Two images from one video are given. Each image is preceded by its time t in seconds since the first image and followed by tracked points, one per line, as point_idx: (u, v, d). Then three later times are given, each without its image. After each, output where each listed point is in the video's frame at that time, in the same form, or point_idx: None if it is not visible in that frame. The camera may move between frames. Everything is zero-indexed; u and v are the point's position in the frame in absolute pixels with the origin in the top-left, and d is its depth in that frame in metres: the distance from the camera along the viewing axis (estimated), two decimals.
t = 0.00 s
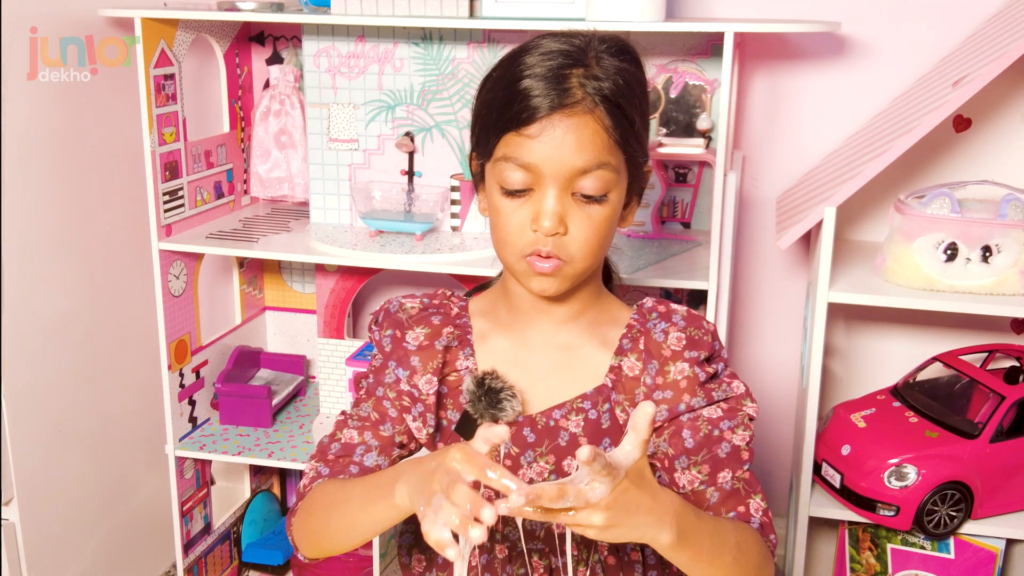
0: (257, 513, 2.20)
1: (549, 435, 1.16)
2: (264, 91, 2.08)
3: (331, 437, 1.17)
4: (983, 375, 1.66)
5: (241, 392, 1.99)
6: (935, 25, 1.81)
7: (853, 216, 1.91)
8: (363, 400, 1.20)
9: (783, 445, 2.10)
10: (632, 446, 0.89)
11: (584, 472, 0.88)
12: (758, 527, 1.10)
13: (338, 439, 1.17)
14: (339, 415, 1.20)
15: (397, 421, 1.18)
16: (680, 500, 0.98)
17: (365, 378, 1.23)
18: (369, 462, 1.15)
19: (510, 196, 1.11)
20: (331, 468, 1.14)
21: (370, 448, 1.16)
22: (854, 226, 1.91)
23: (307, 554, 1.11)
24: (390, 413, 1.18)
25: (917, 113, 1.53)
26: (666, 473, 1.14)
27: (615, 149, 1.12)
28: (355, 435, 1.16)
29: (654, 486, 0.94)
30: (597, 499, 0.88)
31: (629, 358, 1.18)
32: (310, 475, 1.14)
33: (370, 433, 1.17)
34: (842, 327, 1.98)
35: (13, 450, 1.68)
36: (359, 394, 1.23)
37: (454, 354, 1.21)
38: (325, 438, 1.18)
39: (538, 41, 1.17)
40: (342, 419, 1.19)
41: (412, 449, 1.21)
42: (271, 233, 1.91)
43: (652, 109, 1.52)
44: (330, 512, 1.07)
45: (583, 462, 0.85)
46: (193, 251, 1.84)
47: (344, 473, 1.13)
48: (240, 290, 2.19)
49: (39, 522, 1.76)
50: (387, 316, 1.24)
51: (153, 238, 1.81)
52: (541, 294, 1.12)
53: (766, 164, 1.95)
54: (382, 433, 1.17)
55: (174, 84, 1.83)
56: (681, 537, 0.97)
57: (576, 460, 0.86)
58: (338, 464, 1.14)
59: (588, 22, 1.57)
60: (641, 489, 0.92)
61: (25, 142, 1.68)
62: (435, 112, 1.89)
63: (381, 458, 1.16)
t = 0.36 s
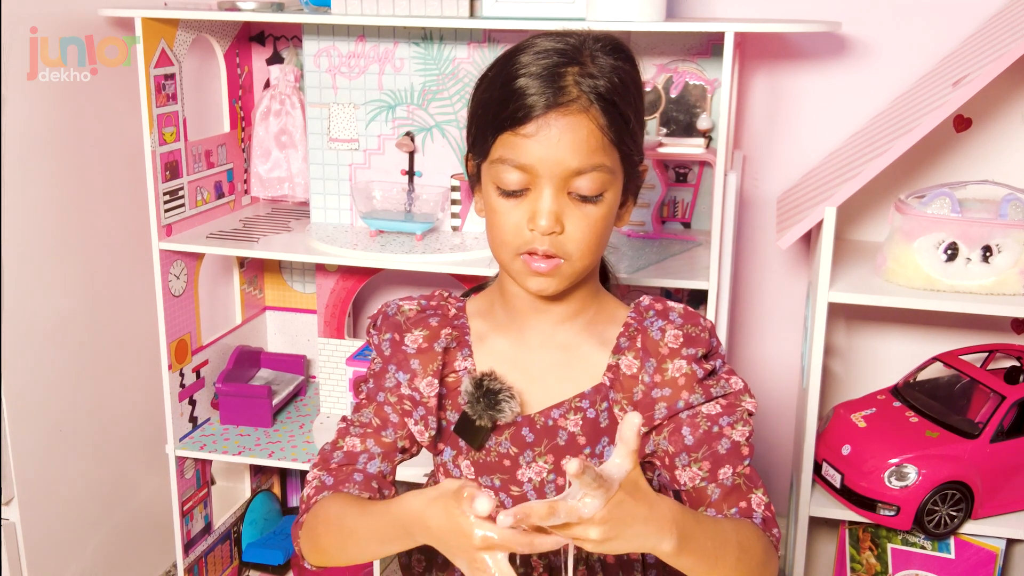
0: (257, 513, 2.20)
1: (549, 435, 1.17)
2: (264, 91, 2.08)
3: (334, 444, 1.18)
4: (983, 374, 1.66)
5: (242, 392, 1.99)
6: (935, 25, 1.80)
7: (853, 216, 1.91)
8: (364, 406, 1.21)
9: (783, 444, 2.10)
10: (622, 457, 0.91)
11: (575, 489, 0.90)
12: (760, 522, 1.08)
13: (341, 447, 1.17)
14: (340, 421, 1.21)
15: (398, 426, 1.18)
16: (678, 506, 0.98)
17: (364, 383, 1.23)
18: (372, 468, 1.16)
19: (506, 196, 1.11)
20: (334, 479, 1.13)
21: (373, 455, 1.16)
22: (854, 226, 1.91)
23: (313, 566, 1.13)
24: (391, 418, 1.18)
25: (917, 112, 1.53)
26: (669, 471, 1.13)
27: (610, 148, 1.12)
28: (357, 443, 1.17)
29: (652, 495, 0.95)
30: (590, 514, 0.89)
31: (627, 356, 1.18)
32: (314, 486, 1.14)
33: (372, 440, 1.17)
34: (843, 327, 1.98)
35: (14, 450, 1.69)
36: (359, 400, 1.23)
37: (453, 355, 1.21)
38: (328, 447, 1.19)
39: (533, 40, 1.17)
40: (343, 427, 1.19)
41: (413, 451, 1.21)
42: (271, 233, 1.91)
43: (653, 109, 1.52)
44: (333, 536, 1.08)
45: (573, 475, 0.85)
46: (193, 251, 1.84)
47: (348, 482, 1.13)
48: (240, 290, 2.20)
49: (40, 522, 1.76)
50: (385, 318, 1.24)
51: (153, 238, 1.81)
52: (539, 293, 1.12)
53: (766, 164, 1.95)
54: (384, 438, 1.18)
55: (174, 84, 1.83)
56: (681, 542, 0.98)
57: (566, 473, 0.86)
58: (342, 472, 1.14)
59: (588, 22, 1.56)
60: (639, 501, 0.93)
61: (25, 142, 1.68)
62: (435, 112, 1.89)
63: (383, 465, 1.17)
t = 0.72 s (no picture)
0: (257, 513, 2.20)
1: (550, 434, 1.16)
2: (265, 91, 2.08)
3: (336, 446, 1.18)
4: (984, 374, 1.66)
5: (242, 392, 1.99)
6: (935, 25, 1.81)
7: (853, 216, 1.91)
8: (366, 407, 1.20)
9: (784, 444, 2.10)
10: (622, 448, 0.90)
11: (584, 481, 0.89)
12: (767, 516, 1.09)
13: (343, 449, 1.17)
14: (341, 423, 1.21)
15: (400, 427, 1.18)
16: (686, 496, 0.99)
17: (366, 386, 1.23)
18: (375, 470, 1.15)
19: (510, 193, 1.11)
20: (337, 480, 1.14)
21: (375, 457, 1.16)
22: (855, 226, 1.91)
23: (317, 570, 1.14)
24: (393, 419, 1.18)
25: (917, 112, 1.53)
26: (675, 469, 1.14)
27: (614, 145, 1.12)
28: (360, 444, 1.17)
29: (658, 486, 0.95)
30: (598, 505, 0.89)
31: (628, 355, 1.18)
32: (316, 487, 1.14)
33: (374, 441, 1.17)
34: (843, 327, 1.98)
35: (14, 450, 1.69)
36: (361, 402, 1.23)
37: (455, 356, 1.21)
38: (329, 449, 1.19)
39: (534, 38, 1.17)
40: (346, 428, 1.19)
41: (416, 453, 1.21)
42: (271, 233, 1.91)
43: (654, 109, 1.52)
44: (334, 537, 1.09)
45: (574, 465, 0.84)
46: (193, 251, 1.84)
47: (351, 483, 1.13)
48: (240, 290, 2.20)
49: (40, 522, 1.76)
50: (386, 319, 1.24)
51: (153, 237, 1.81)
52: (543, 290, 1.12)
53: (766, 164, 1.95)
54: (387, 439, 1.17)
55: (175, 84, 1.83)
56: (692, 531, 0.99)
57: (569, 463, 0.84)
58: (345, 474, 1.15)
59: (588, 22, 1.56)
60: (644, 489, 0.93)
61: (25, 142, 1.68)
62: (435, 112, 1.89)
63: (386, 466, 1.16)
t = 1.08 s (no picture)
0: (257, 513, 2.19)
1: (549, 434, 1.17)
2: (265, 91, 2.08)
3: (330, 451, 1.18)
4: (984, 375, 1.66)
5: (243, 392, 1.99)
6: (935, 25, 1.80)
7: (853, 216, 1.91)
8: (361, 412, 1.21)
9: (784, 444, 2.10)
10: (652, 475, 0.89)
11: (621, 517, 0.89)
12: (772, 515, 1.08)
13: (337, 454, 1.17)
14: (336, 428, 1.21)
15: (393, 432, 1.18)
16: (717, 514, 0.98)
17: (362, 389, 1.24)
18: (367, 474, 1.16)
19: (509, 199, 1.11)
20: (330, 484, 1.14)
21: (367, 462, 1.16)
22: (855, 226, 1.91)
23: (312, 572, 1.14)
24: (386, 424, 1.18)
25: (918, 112, 1.53)
26: (677, 470, 1.13)
27: (613, 150, 1.12)
28: (352, 449, 1.17)
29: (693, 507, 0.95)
30: (639, 539, 0.89)
31: (626, 355, 1.18)
32: (310, 492, 1.14)
33: (366, 446, 1.17)
34: (844, 327, 1.98)
35: (14, 450, 1.69)
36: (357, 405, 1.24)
37: (451, 358, 1.21)
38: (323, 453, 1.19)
39: (530, 42, 1.16)
40: (340, 433, 1.19)
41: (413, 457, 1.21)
42: (272, 233, 1.91)
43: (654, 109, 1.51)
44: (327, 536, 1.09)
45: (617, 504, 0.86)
46: (194, 251, 1.84)
47: (344, 487, 1.13)
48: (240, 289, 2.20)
49: (40, 522, 1.76)
50: (382, 323, 1.24)
51: (153, 237, 1.81)
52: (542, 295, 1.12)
53: (766, 164, 1.95)
54: (379, 445, 1.17)
55: (175, 84, 1.83)
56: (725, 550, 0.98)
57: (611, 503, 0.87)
58: (338, 479, 1.14)
59: (589, 21, 1.56)
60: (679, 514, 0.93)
61: (26, 142, 1.68)
62: (436, 112, 1.89)
63: (380, 471, 1.16)
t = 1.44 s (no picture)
0: (258, 513, 2.18)
1: (548, 435, 1.17)
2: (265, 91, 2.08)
3: (310, 446, 1.18)
4: (984, 375, 1.66)
5: (243, 392, 1.99)
6: (935, 25, 1.80)
7: (853, 216, 1.91)
8: (345, 410, 1.21)
9: (784, 444, 2.10)
10: (734, 506, 0.92)
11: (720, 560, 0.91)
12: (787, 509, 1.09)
13: (317, 450, 1.18)
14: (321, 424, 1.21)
15: (371, 434, 1.18)
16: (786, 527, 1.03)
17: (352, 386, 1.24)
18: (343, 474, 1.15)
19: (509, 205, 1.11)
20: (306, 479, 1.14)
21: (343, 462, 1.16)
22: (855, 226, 1.91)
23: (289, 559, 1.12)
24: (366, 425, 1.18)
25: (918, 112, 1.53)
26: (687, 472, 1.13)
27: (611, 151, 1.13)
28: (331, 447, 1.17)
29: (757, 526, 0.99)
30: None
31: (625, 356, 1.17)
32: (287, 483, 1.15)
33: (344, 446, 1.17)
34: (843, 327, 1.98)
35: (14, 450, 1.69)
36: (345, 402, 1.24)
37: (445, 362, 1.20)
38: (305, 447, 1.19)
39: (523, 45, 1.16)
40: (322, 430, 1.20)
41: (396, 462, 1.20)
42: (272, 233, 1.91)
43: (654, 109, 1.51)
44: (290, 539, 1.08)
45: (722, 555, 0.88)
46: (194, 251, 1.84)
47: (317, 485, 1.14)
48: (240, 289, 2.20)
49: (40, 522, 1.76)
50: (374, 325, 1.25)
51: (153, 237, 1.81)
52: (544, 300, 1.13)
53: (766, 164, 1.95)
54: (357, 446, 1.17)
55: (175, 84, 1.83)
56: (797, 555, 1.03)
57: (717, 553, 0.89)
58: (314, 475, 1.15)
59: (589, 22, 1.56)
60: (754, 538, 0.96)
61: (26, 142, 1.68)
62: (436, 112, 1.89)
63: (355, 471, 1.16)
